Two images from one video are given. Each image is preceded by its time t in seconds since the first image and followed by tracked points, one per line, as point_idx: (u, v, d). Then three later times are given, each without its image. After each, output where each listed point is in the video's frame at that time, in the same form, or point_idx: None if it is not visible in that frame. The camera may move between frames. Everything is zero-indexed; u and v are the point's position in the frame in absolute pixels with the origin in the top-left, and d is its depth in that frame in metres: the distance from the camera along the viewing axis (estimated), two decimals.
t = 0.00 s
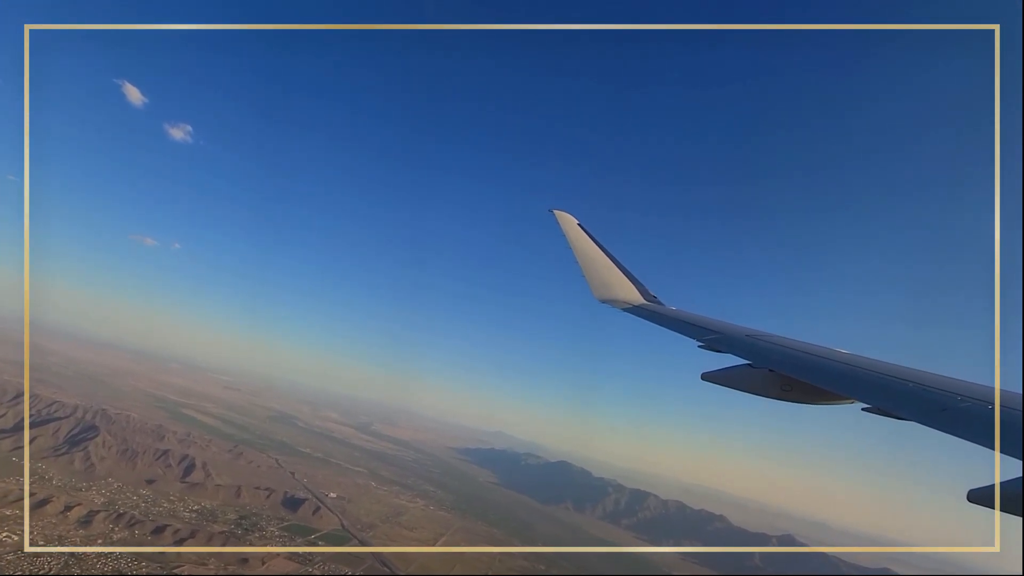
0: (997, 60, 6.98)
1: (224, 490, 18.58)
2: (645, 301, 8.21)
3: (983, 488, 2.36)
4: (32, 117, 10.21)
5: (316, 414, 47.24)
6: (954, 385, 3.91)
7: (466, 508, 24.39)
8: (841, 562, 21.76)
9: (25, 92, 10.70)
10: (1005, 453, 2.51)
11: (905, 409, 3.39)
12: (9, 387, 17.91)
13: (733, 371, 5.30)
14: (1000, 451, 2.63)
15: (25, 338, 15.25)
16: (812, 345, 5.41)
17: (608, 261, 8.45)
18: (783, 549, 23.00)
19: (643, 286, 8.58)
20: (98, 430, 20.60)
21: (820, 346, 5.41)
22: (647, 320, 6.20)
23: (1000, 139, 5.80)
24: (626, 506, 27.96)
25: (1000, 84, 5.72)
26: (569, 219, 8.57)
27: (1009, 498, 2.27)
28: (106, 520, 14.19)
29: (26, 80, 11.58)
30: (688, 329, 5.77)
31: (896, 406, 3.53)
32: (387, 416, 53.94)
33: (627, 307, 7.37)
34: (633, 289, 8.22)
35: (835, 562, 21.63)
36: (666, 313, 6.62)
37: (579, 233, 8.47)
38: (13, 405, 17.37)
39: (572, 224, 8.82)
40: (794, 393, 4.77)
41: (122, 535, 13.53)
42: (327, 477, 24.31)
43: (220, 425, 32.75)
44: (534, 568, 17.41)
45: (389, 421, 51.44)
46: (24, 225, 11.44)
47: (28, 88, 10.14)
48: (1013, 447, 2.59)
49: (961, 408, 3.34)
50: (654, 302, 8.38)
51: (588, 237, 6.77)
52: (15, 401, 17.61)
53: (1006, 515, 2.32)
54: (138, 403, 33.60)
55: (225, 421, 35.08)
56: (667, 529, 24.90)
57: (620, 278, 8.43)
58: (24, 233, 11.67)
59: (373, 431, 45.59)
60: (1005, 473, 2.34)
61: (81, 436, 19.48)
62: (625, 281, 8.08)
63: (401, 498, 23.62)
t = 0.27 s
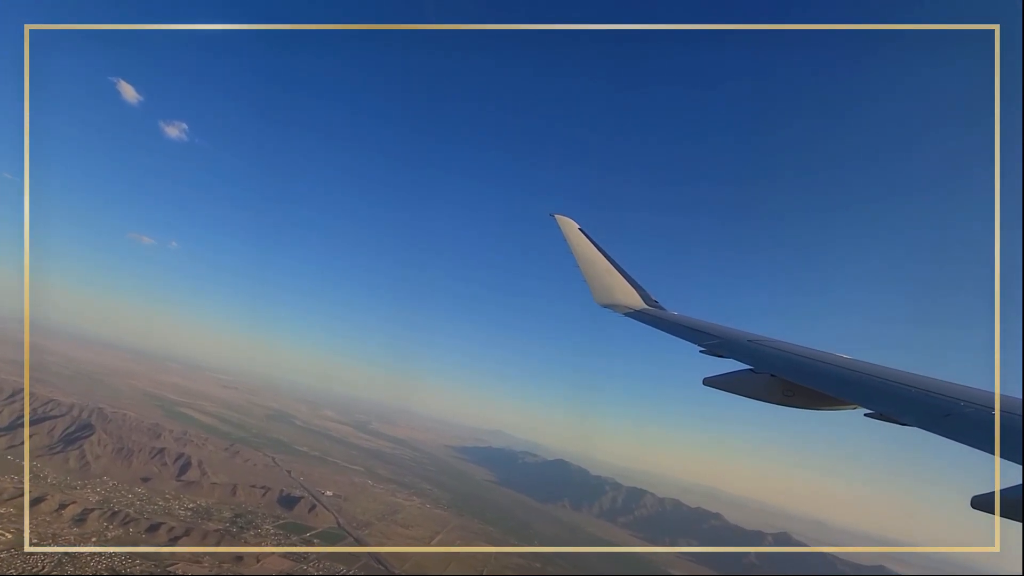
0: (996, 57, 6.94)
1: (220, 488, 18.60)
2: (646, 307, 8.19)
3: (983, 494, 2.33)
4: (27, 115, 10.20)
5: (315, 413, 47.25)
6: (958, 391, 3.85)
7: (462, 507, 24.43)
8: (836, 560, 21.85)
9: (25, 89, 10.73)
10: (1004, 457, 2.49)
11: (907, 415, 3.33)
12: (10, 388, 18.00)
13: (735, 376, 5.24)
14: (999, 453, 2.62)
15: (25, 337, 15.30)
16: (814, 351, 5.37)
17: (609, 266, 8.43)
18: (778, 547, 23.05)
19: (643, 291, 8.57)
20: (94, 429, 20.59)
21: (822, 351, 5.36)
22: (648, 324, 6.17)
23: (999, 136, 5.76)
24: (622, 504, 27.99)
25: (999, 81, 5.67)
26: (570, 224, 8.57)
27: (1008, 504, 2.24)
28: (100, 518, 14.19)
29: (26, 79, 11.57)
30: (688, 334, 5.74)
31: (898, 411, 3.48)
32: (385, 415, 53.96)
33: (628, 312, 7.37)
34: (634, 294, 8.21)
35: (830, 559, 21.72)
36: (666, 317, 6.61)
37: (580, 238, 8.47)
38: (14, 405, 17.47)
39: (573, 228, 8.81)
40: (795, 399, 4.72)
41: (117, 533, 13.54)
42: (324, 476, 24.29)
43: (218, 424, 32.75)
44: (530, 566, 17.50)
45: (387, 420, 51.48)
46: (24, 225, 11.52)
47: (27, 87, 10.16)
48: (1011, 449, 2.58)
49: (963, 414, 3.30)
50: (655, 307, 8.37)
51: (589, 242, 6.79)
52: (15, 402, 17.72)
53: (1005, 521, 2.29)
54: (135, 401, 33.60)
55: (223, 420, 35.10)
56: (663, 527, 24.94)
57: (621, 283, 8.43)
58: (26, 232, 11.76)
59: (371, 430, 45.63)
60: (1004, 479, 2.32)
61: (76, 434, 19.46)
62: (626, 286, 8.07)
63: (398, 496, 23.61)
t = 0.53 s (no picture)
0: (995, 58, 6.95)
1: (215, 486, 18.59)
2: (647, 311, 8.21)
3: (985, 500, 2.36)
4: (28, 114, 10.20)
5: (312, 411, 47.21)
6: (957, 395, 3.91)
7: (458, 505, 24.43)
8: (831, 557, 21.96)
9: (24, 85, 10.71)
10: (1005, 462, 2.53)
11: (907, 419, 3.39)
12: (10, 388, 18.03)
13: (733, 379, 5.26)
14: (998, 459, 2.66)
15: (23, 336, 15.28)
16: (816, 355, 5.41)
17: (609, 271, 8.45)
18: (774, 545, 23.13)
19: (644, 296, 8.59)
20: (89, 427, 20.54)
21: (823, 356, 5.41)
22: (649, 330, 6.22)
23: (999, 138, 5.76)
24: (618, 502, 28.05)
25: (999, 82, 5.65)
26: (570, 229, 8.60)
27: (1009, 510, 2.25)
28: (94, 516, 14.17)
29: (24, 78, 11.52)
30: (690, 339, 5.80)
31: (898, 416, 3.53)
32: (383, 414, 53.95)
33: (629, 316, 7.39)
34: (635, 299, 8.22)
35: (825, 557, 21.83)
36: (668, 322, 6.65)
37: (580, 243, 8.49)
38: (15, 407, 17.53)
39: (574, 233, 8.83)
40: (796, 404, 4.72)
41: (110, 531, 13.53)
42: (320, 474, 24.30)
43: (214, 422, 32.69)
44: (526, 564, 17.68)
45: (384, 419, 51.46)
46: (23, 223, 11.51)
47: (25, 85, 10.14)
48: (1011, 455, 2.62)
49: (964, 419, 3.32)
50: (655, 312, 8.38)
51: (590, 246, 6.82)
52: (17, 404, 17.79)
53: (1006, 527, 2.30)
54: (131, 400, 33.50)
55: (219, 418, 35.04)
56: (660, 525, 24.97)
57: (621, 288, 8.45)
58: (25, 230, 11.74)
59: (368, 428, 45.63)
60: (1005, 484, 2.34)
61: (71, 432, 19.41)
62: (627, 291, 8.08)
63: (394, 494, 23.62)
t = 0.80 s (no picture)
0: (996, 59, 6.94)
1: (210, 485, 18.60)
2: (647, 310, 8.26)
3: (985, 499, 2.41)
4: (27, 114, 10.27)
5: (309, 409, 47.20)
6: (956, 395, 3.97)
7: (455, 503, 24.48)
8: (826, 555, 22.09)
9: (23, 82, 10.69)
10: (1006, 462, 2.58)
11: (907, 419, 3.45)
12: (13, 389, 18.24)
13: (734, 379, 5.35)
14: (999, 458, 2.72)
15: (22, 336, 15.30)
16: (816, 354, 5.48)
17: (609, 270, 8.49)
18: (769, 542, 23.24)
19: (644, 295, 8.64)
20: (84, 425, 20.52)
21: (823, 355, 5.47)
22: (650, 329, 6.27)
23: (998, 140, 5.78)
24: (614, 500, 28.11)
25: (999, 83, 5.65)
26: (570, 228, 8.64)
27: (1009, 509, 2.32)
28: (88, 514, 14.17)
29: (25, 75, 11.49)
30: (691, 338, 5.85)
31: (898, 415, 3.60)
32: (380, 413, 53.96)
33: (629, 315, 7.44)
34: (635, 297, 8.27)
35: (820, 554, 21.97)
36: (669, 321, 6.70)
37: (581, 242, 8.53)
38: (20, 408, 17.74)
39: (574, 232, 8.87)
40: (796, 402, 4.81)
41: (104, 529, 13.54)
42: (316, 472, 24.32)
43: (211, 421, 32.66)
44: (521, 562, 18.00)
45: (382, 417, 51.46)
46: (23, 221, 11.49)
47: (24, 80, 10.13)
48: (1010, 455, 2.67)
49: (963, 418, 3.39)
50: (655, 311, 8.44)
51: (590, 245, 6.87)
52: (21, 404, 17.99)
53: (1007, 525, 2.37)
54: (127, 398, 33.45)
55: (216, 417, 35.01)
56: (656, 522, 25.04)
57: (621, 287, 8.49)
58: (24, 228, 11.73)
59: (365, 427, 45.62)
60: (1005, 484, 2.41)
61: (66, 430, 19.39)
62: (627, 290, 8.13)
63: (391, 492, 23.65)
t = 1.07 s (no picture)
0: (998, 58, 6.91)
1: (205, 484, 18.58)
2: (647, 308, 8.23)
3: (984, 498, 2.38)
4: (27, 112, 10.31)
5: (306, 408, 47.17)
6: (957, 393, 3.94)
7: (451, 502, 24.47)
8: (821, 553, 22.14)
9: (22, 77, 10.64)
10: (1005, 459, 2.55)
11: (906, 416, 3.42)
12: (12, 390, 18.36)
13: (733, 378, 5.31)
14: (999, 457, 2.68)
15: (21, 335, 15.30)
16: (816, 353, 5.43)
17: (609, 268, 8.46)
18: (764, 540, 23.28)
19: (645, 293, 8.60)
20: (79, 424, 20.48)
21: (824, 353, 5.43)
22: (649, 326, 6.24)
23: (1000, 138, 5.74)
24: (611, 499, 28.10)
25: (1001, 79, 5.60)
26: (571, 226, 8.61)
27: (1009, 507, 2.27)
28: (82, 513, 14.15)
29: (24, 74, 11.45)
30: (690, 335, 5.82)
31: (897, 413, 3.56)
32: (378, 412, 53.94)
33: (628, 313, 7.41)
34: (635, 296, 8.25)
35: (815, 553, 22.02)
36: (668, 319, 6.66)
37: (581, 240, 8.51)
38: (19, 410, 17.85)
39: (574, 230, 8.82)
40: (795, 400, 4.77)
41: (97, 528, 13.51)
42: (312, 471, 24.28)
43: (208, 420, 32.61)
44: (514, 560, 18.17)
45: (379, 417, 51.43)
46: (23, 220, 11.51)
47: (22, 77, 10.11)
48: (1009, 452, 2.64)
49: (963, 416, 3.35)
50: (656, 309, 8.40)
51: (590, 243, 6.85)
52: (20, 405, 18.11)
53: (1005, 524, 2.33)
54: (124, 398, 33.38)
55: (213, 416, 34.97)
56: (651, 521, 25.05)
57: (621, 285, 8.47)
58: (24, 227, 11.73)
59: (363, 426, 45.59)
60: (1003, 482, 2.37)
61: (61, 429, 19.36)
62: (627, 288, 8.11)
63: (386, 491, 23.61)
